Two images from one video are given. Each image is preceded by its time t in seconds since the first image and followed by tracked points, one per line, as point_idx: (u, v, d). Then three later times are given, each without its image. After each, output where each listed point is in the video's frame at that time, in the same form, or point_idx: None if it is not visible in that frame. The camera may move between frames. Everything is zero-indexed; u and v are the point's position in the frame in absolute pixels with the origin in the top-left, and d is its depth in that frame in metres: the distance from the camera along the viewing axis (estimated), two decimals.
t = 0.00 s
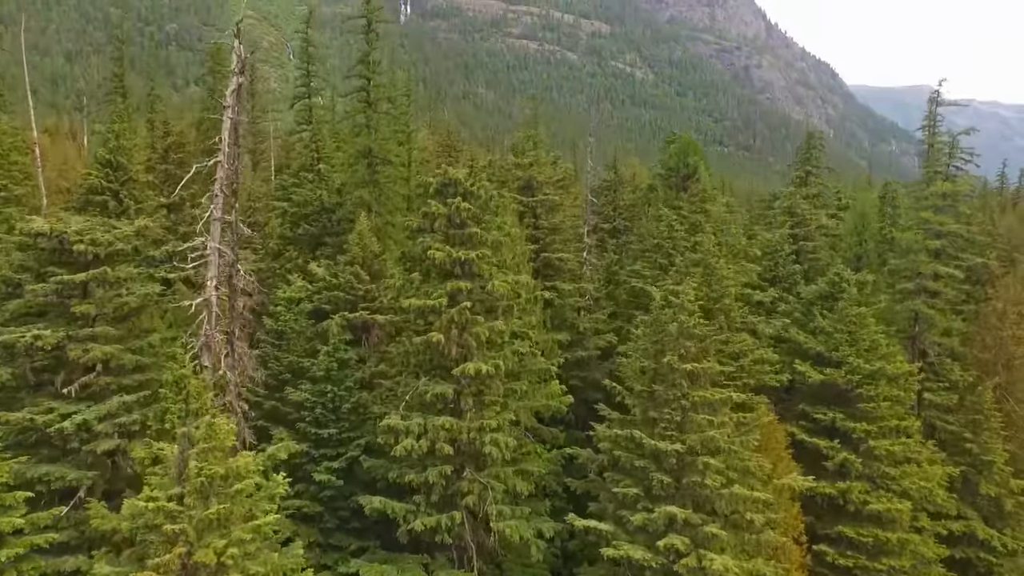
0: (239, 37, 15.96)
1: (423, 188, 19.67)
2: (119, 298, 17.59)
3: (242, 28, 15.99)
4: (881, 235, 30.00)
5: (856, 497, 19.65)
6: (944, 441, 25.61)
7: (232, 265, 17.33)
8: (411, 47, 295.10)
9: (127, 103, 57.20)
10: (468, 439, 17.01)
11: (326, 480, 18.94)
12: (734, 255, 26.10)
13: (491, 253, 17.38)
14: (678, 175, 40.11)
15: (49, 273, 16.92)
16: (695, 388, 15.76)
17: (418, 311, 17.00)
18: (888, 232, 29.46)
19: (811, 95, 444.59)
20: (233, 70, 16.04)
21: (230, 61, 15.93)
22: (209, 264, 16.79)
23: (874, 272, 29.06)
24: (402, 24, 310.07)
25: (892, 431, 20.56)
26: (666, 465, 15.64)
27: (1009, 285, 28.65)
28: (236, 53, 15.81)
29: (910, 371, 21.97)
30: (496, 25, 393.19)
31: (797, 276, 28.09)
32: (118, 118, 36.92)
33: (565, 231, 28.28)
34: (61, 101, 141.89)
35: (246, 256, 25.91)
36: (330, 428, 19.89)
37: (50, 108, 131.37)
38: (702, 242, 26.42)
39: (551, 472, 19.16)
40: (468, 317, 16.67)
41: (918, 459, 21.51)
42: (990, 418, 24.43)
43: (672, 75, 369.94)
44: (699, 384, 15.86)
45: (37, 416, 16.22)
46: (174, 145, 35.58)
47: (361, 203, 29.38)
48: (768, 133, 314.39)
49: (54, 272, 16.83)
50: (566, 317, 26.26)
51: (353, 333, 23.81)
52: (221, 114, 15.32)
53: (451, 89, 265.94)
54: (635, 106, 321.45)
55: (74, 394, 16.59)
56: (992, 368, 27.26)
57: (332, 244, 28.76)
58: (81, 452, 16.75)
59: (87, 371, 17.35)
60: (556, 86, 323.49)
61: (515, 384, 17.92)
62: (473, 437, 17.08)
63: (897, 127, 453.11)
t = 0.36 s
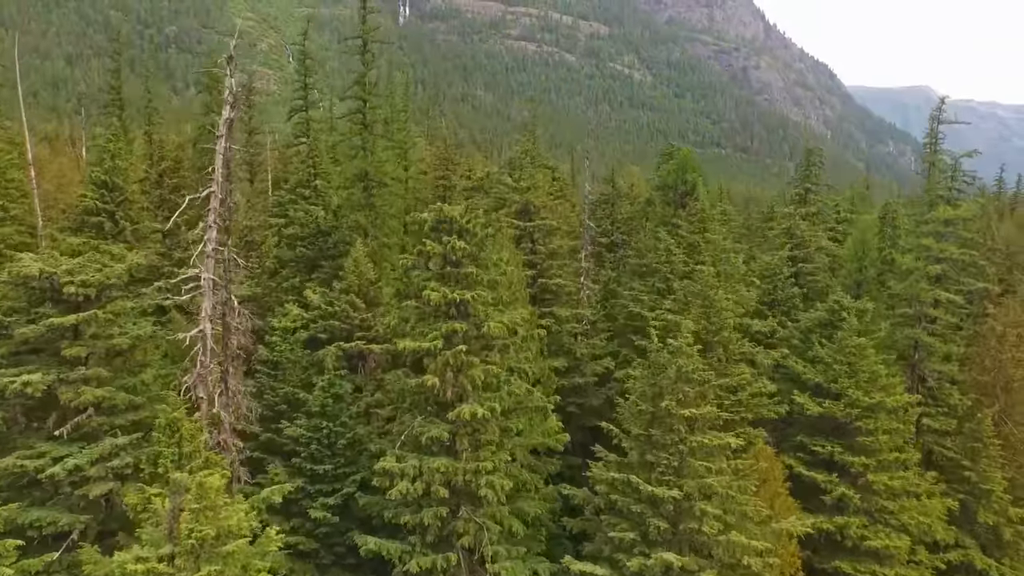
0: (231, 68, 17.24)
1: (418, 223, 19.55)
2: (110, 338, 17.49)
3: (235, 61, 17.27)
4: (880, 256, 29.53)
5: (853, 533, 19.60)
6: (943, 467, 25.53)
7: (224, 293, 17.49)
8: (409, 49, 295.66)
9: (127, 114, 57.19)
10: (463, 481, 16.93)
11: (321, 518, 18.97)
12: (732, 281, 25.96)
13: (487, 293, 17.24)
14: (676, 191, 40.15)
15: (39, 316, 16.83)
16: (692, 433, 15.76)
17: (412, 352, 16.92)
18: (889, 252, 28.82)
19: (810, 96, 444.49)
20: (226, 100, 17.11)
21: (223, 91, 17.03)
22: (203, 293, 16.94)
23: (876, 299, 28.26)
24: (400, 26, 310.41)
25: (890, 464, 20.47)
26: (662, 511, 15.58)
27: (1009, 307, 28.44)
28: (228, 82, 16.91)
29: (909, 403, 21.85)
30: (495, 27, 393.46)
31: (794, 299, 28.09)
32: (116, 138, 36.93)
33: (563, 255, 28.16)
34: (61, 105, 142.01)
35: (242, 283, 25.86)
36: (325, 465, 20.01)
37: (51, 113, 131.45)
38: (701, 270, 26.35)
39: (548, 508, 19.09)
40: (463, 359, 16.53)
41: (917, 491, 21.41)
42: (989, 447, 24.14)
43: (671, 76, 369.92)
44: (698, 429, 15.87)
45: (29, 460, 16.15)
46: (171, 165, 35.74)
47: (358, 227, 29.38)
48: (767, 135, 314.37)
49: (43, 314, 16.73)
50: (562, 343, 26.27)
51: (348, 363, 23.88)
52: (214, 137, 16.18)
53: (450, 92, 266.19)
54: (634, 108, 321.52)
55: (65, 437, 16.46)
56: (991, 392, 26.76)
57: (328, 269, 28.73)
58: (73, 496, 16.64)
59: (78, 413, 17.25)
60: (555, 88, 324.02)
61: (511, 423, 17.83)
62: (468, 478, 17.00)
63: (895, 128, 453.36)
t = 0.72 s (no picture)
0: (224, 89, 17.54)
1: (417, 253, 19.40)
2: (101, 375, 17.29)
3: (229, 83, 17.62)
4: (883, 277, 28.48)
5: (855, 567, 19.34)
6: (944, 491, 25.33)
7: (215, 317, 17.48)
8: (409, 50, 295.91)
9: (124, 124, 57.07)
10: (460, 520, 16.67)
11: (316, 553, 18.82)
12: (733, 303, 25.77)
13: (483, 330, 16.98)
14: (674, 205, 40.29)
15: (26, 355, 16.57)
16: (692, 475, 15.65)
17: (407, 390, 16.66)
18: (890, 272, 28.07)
19: (810, 96, 443.98)
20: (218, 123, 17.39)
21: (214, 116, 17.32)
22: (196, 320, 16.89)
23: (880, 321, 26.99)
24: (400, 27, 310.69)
25: (893, 495, 20.23)
26: (662, 554, 15.31)
27: (1009, 327, 28.39)
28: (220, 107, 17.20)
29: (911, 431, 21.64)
30: (494, 28, 393.64)
31: (793, 322, 27.95)
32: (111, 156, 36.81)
33: (560, 277, 27.99)
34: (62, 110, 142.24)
35: (237, 307, 25.67)
36: (320, 497, 19.95)
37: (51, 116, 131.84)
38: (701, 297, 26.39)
39: (546, 543, 18.88)
40: (459, 399, 16.27)
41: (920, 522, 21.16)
42: (992, 472, 23.95)
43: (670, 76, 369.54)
44: (698, 471, 15.79)
45: (17, 502, 15.88)
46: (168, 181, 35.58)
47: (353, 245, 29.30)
48: (766, 136, 314.40)
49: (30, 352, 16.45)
50: (560, 366, 26.15)
51: (342, 389, 23.82)
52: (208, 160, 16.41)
53: (449, 94, 266.45)
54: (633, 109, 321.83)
55: (53, 477, 16.17)
56: (993, 412, 26.47)
57: (323, 291, 28.56)
58: (63, 536, 16.32)
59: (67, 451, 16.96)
60: (554, 89, 324.21)
61: (508, 460, 17.62)
62: (465, 517, 16.76)
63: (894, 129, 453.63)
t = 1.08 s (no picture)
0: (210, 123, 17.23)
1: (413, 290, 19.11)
2: (84, 421, 16.82)
3: (217, 115, 17.36)
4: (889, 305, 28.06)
5: None
6: (950, 524, 24.66)
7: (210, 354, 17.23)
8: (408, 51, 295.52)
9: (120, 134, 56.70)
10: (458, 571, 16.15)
11: None
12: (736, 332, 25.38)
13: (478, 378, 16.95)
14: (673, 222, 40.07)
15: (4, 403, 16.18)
16: (695, 530, 15.84)
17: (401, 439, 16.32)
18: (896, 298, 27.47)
19: (809, 96, 444.04)
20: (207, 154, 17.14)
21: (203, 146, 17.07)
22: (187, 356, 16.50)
23: (883, 350, 26.72)
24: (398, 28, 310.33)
25: (901, 537, 19.80)
26: None
27: (1020, 349, 27.61)
28: (207, 141, 16.94)
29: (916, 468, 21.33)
30: (493, 28, 393.38)
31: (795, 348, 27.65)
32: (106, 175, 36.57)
33: (559, 304, 27.69)
34: (60, 112, 141.79)
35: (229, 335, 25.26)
36: (313, 539, 19.81)
37: (49, 119, 131.44)
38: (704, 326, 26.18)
39: None
40: (456, 449, 16.22)
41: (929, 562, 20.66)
42: (999, 505, 23.31)
43: (670, 77, 369.36)
44: (702, 528, 16.04)
45: None
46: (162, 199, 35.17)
47: (349, 271, 28.83)
48: (766, 138, 314.10)
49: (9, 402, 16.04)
50: (560, 395, 25.72)
51: (338, 420, 23.53)
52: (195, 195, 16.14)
53: (448, 95, 266.19)
54: (632, 110, 321.52)
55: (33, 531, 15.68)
56: (998, 438, 25.55)
57: (318, 316, 28.28)
58: None
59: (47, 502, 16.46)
60: (553, 90, 323.90)
61: (507, 508, 17.26)
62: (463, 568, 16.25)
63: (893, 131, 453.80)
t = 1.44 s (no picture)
0: (195, 150, 14.59)
1: (413, 338, 18.39)
2: (58, 481, 15.82)
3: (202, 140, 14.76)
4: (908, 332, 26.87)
5: None
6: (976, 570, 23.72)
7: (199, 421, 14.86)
8: (407, 51, 294.98)
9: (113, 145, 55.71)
10: None
11: None
12: (749, 367, 24.46)
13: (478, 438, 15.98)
14: (680, 241, 39.14)
15: None
16: None
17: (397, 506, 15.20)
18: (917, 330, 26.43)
19: (809, 97, 443.02)
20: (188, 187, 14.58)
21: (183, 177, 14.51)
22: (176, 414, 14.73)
23: (904, 388, 25.33)
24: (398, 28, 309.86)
25: None
26: None
27: None
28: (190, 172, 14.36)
29: (938, 519, 20.36)
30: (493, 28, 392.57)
31: (808, 378, 27.22)
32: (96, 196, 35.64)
33: (565, 336, 26.79)
34: (56, 114, 140.65)
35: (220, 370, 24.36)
36: None
37: (47, 122, 130.62)
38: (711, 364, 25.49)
39: None
40: (456, 514, 15.28)
41: None
42: None
43: (670, 78, 368.32)
44: None
45: None
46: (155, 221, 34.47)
47: (347, 298, 27.83)
48: (766, 139, 313.16)
49: None
50: (565, 433, 25.10)
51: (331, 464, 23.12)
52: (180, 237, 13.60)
53: (448, 96, 265.40)
54: (633, 111, 320.50)
55: None
56: None
57: (316, 348, 27.84)
58: None
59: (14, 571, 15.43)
60: (553, 91, 323.14)
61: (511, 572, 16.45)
62: None
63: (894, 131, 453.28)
